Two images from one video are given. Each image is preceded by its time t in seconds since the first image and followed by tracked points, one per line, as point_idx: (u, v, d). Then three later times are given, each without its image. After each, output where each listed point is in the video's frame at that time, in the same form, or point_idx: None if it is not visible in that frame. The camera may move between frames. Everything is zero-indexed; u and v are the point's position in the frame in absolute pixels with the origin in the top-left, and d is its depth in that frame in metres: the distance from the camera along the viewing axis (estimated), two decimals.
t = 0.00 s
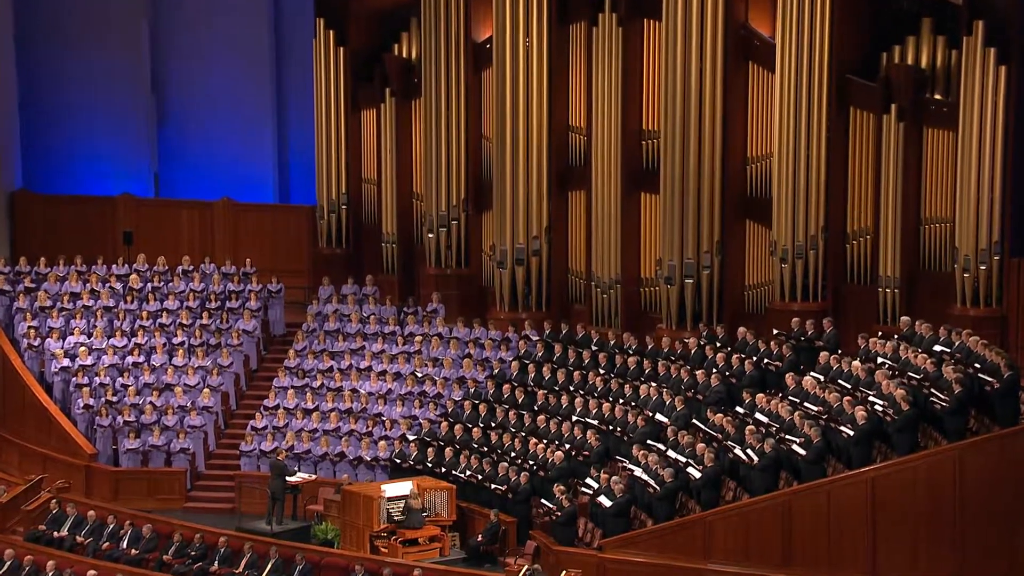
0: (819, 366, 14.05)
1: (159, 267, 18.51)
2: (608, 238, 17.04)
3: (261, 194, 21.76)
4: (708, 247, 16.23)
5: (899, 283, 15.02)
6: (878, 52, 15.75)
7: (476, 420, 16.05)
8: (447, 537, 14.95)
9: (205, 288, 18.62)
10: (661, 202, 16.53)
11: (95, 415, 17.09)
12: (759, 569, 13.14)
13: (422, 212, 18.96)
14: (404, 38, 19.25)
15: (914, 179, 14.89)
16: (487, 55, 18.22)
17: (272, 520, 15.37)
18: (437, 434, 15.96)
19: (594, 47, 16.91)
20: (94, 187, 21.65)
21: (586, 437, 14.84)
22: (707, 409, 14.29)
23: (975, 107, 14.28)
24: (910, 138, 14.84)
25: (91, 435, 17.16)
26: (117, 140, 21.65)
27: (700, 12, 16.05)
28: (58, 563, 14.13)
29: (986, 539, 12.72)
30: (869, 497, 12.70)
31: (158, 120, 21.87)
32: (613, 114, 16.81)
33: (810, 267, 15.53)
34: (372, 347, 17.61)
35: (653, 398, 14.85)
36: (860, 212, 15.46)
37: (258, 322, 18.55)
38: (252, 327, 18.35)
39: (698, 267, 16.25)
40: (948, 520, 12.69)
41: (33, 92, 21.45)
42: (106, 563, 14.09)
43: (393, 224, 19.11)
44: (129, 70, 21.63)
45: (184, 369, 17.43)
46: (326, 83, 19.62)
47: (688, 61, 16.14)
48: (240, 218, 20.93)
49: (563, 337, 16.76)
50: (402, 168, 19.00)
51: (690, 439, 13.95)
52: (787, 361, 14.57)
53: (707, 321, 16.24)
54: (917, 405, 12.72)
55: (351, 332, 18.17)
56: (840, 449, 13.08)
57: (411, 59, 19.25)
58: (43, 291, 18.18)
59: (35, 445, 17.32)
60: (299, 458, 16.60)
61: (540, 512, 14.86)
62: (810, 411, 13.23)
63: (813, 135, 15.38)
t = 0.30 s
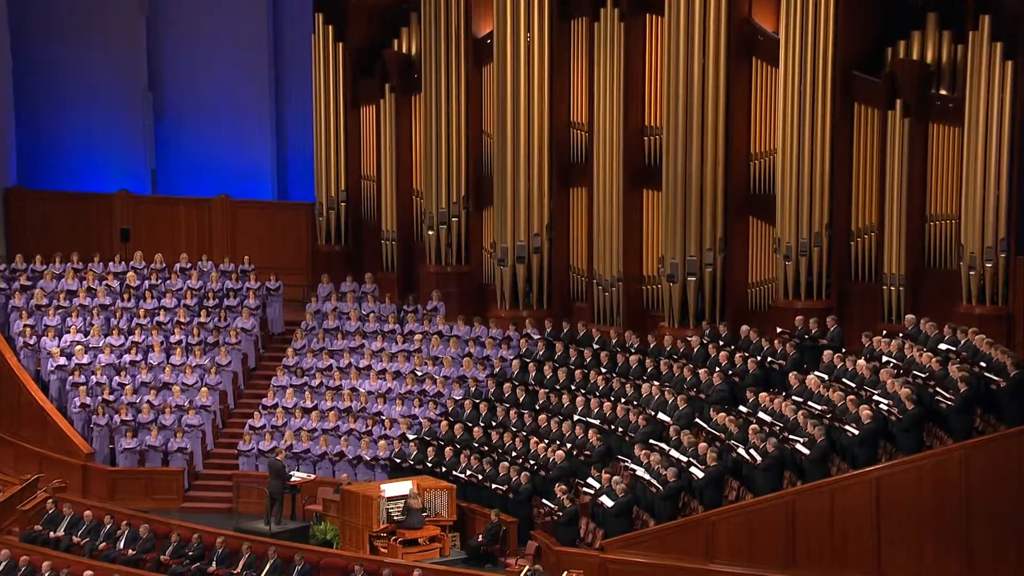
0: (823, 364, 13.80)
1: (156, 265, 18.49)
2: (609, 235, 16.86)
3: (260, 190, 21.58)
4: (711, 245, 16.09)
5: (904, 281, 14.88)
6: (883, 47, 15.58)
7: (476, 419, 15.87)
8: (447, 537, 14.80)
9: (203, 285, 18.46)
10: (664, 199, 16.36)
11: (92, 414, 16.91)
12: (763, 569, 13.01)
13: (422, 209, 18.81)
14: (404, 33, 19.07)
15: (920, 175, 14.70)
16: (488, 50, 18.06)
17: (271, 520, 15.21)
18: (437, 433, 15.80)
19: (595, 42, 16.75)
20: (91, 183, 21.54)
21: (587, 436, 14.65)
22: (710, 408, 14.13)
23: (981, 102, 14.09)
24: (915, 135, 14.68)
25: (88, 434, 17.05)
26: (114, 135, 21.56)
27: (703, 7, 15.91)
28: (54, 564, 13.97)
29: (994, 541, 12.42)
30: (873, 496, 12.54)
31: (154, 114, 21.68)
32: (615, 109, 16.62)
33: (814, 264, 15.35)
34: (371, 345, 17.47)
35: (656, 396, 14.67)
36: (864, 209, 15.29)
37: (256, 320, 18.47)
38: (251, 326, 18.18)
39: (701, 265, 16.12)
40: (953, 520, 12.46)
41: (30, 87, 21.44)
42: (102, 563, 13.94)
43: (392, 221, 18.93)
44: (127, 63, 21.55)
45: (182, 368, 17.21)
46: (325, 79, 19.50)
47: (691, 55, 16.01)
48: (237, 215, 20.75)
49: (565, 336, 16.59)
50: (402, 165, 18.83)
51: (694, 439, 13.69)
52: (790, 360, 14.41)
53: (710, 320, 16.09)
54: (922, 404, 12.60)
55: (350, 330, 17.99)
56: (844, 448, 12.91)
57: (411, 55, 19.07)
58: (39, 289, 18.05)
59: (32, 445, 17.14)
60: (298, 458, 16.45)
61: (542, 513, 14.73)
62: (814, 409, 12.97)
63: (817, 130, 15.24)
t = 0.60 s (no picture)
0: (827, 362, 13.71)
1: (153, 263, 18.42)
2: (611, 233, 16.68)
3: (258, 184, 21.43)
4: (713, 241, 15.94)
5: (908, 279, 14.66)
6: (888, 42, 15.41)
7: (477, 418, 15.71)
8: (447, 538, 14.63)
9: (201, 283, 18.38)
10: (666, 195, 16.21)
11: (88, 413, 16.71)
12: (768, 570, 12.83)
13: (422, 206, 18.66)
14: (404, 28, 18.81)
15: (925, 171, 14.52)
16: (489, 45, 17.90)
17: (269, 520, 15.05)
18: (437, 433, 15.66)
19: (598, 37, 16.59)
20: (86, 179, 21.36)
21: (588, 435, 14.51)
22: (714, 407, 13.90)
23: (987, 97, 13.87)
24: (920, 131, 14.47)
25: (85, 433, 16.86)
26: (111, 130, 21.39)
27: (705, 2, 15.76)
28: (50, 564, 13.80)
29: (1000, 542, 12.18)
30: (878, 495, 12.35)
31: (151, 108, 21.53)
32: (617, 105, 16.46)
33: (818, 262, 15.23)
34: (371, 343, 17.35)
35: (659, 395, 14.47)
36: (869, 206, 15.09)
37: (255, 318, 18.27)
38: (249, 324, 18.02)
39: (704, 262, 15.95)
40: (959, 520, 12.24)
41: (23, 81, 21.18)
42: (99, 563, 13.79)
43: (392, 218, 18.79)
44: (124, 58, 21.37)
45: (179, 367, 17.08)
46: (324, 74, 19.36)
47: (694, 50, 15.86)
48: (235, 210, 20.63)
49: (566, 334, 16.42)
50: (402, 162, 18.68)
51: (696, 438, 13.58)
52: (794, 358, 14.29)
53: (713, 317, 15.93)
54: (927, 403, 12.44)
55: (350, 328, 17.80)
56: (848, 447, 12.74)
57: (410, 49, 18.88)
58: (35, 286, 17.82)
59: (28, 444, 16.99)
60: (297, 456, 16.28)
61: (543, 513, 14.57)
62: (817, 408, 12.87)
63: (822, 125, 15.08)
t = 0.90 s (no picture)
0: (831, 361, 13.58)
1: (150, 260, 18.22)
2: (613, 230, 16.51)
3: (257, 179, 21.24)
4: (717, 238, 15.77)
5: (914, 277, 14.48)
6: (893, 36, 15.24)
7: (477, 417, 15.54)
8: (448, 538, 14.45)
9: (199, 280, 18.19)
10: (669, 190, 16.02)
11: (85, 411, 16.61)
12: (772, 570, 12.66)
13: (422, 202, 18.51)
14: (404, 22, 18.70)
15: (931, 166, 14.29)
16: (489, 40, 17.74)
17: (268, 520, 14.90)
18: (437, 432, 15.50)
19: (600, 31, 16.41)
20: (84, 176, 21.33)
21: (590, 434, 14.32)
22: (716, 404, 13.72)
23: (994, 93, 13.66)
24: (926, 127, 14.25)
25: (81, 432, 16.70)
26: (108, 126, 21.30)
27: None
28: (46, 564, 13.64)
29: (1006, 541, 12.03)
30: (884, 495, 12.16)
31: (149, 103, 21.39)
32: (618, 101, 16.27)
33: (822, 258, 15.05)
34: (371, 341, 17.24)
35: (661, 394, 14.33)
36: (874, 202, 14.90)
37: (253, 316, 18.06)
38: (247, 322, 17.89)
39: (707, 259, 15.79)
40: (965, 520, 12.06)
41: (19, 81, 21.24)
42: (96, 563, 13.63)
43: (392, 214, 18.62)
44: (121, 54, 21.27)
45: (177, 364, 16.89)
46: (322, 69, 19.16)
47: (697, 45, 15.66)
48: (233, 205, 20.42)
49: (568, 332, 16.27)
50: (401, 158, 18.52)
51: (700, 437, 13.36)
52: (798, 356, 14.08)
53: (716, 315, 15.79)
54: (934, 401, 12.19)
55: (349, 326, 17.56)
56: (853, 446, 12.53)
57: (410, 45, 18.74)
58: (31, 284, 17.69)
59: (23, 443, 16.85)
60: (296, 456, 16.09)
61: (544, 512, 14.41)
62: (822, 407, 12.68)
63: (826, 121, 14.91)
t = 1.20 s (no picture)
0: (836, 359, 13.42)
1: (147, 257, 18.07)
2: (615, 226, 16.35)
3: (256, 175, 21.09)
4: (720, 235, 15.60)
5: (920, 274, 14.30)
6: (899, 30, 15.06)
7: (478, 415, 15.32)
8: (448, 537, 14.29)
9: (196, 278, 18.14)
10: (671, 187, 15.85)
11: (81, 410, 16.40)
12: (775, 570, 12.49)
13: (422, 198, 18.36)
14: (404, 17, 18.54)
15: (937, 162, 14.12)
16: (490, 35, 17.58)
17: (266, 519, 14.73)
18: (437, 430, 15.36)
19: (602, 26, 16.25)
20: (80, 173, 21.11)
21: (592, 433, 14.14)
22: (720, 404, 13.57)
23: (1001, 87, 13.44)
24: (931, 122, 14.09)
25: (77, 431, 16.55)
26: (105, 122, 21.11)
27: None
28: (41, 564, 13.47)
29: (1013, 542, 11.78)
30: (889, 494, 11.99)
31: (146, 99, 21.21)
32: (620, 96, 16.10)
33: (827, 256, 14.89)
34: (370, 339, 17.07)
35: (663, 392, 14.18)
36: (879, 199, 14.69)
37: (252, 314, 17.96)
38: (245, 320, 17.73)
39: (710, 256, 15.62)
40: (972, 519, 11.85)
41: (14, 77, 20.99)
42: (92, 564, 13.47)
43: (392, 211, 18.48)
44: (117, 50, 21.06)
45: (174, 363, 16.77)
46: (320, 65, 19.01)
47: (699, 39, 15.49)
48: (230, 203, 20.31)
49: (569, 330, 16.13)
50: (401, 154, 18.38)
51: (702, 436, 13.22)
52: (803, 354, 13.88)
53: (719, 312, 15.64)
54: (938, 400, 12.03)
55: (348, 324, 17.41)
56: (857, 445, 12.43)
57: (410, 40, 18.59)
58: (27, 281, 17.57)
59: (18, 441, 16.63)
60: (294, 455, 15.93)
61: (546, 512, 14.24)
62: (826, 405, 12.51)
63: (830, 115, 14.75)
